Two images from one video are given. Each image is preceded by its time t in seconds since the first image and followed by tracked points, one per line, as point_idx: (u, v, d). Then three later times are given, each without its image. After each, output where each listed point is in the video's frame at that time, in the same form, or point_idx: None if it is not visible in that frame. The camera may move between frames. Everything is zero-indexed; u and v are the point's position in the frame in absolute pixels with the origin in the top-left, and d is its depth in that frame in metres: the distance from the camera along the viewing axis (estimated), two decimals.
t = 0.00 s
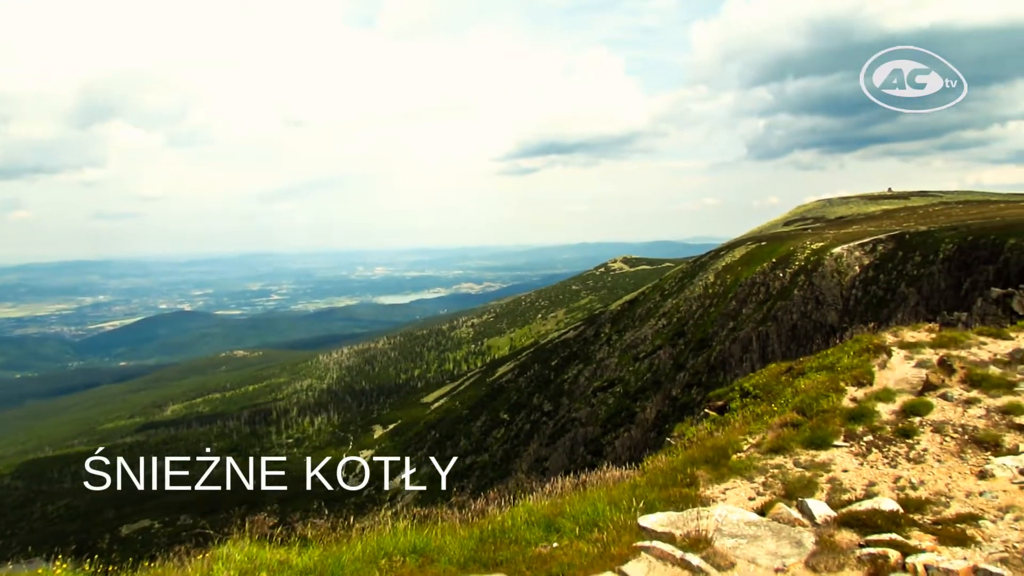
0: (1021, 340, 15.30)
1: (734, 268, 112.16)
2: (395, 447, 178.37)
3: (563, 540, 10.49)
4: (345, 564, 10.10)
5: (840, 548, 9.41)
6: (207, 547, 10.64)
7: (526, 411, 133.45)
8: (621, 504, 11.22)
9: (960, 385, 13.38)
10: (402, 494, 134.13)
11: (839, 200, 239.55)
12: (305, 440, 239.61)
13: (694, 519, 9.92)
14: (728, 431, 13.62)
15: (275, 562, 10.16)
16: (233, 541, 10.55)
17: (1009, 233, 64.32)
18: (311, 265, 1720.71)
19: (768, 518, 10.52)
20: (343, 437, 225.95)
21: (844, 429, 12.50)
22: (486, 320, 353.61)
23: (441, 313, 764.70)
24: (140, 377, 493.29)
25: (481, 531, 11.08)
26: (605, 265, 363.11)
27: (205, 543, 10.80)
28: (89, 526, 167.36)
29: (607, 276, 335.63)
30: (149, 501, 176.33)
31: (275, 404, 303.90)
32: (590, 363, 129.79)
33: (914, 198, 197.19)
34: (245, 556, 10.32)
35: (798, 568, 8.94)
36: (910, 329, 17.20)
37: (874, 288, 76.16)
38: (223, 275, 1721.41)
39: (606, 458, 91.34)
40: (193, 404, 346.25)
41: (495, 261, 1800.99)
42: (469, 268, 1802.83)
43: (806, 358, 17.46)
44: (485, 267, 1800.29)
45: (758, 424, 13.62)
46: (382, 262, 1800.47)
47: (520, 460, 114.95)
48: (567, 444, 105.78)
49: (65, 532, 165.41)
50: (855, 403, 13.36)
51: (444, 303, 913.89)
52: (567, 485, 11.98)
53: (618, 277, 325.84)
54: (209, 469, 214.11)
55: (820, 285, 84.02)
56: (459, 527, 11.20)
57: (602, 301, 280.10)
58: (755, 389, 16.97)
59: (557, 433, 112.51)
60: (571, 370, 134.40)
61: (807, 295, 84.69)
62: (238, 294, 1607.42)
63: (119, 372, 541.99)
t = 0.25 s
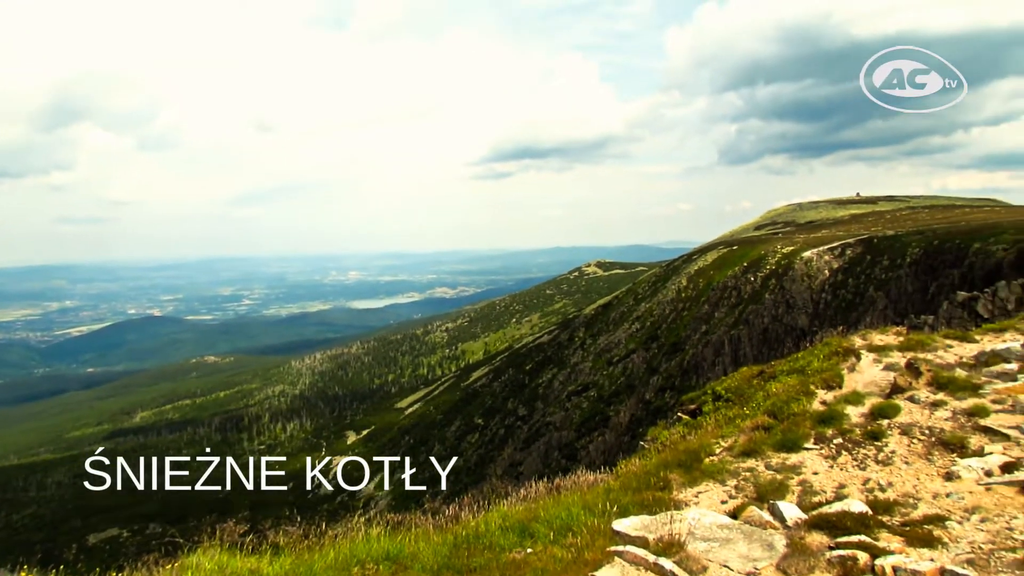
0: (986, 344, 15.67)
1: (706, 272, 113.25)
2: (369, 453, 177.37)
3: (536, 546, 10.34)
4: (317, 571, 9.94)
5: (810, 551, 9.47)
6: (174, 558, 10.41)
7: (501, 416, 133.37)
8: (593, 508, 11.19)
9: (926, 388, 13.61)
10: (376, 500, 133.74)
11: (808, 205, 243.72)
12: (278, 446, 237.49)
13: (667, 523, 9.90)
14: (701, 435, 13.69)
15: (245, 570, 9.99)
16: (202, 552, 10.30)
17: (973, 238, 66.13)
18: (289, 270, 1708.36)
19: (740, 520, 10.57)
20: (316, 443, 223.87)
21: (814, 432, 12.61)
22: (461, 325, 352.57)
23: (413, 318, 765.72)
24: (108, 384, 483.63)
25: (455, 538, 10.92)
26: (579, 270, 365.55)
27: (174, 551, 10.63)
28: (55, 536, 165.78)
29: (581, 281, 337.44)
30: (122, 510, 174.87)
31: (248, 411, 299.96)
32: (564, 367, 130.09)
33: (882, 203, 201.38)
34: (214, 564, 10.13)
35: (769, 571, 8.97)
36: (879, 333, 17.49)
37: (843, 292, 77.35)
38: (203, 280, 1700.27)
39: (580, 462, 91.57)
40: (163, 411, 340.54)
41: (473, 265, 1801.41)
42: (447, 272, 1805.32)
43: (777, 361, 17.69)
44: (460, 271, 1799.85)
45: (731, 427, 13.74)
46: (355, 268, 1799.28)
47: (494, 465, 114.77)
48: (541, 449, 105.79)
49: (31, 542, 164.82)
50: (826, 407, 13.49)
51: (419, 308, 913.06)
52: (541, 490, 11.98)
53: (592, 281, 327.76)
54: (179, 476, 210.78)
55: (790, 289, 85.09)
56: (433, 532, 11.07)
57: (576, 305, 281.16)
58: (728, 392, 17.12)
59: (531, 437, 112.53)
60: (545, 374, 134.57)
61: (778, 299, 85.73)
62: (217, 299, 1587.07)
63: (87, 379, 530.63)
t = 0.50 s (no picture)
0: (963, 352, 15.95)
1: (688, 280, 113.93)
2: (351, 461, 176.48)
3: (518, 553, 10.10)
4: None
5: (791, 557, 9.48)
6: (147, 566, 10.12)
7: (483, 424, 133.08)
8: (574, 514, 11.03)
9: (904, 396, 13.75)
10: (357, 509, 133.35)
11: (788, 214, 246.64)
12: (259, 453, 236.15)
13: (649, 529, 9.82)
14: (682, 442, 13.77)
15: None
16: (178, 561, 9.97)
17: (949, 247, 69.07)
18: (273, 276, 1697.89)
19: (721, 527, 10.54)
20: (297, 451, 222.22)
21: (794, 440, 12.73)
22: (444, 333, 351.73)
23: (396, 325, 763.83)
24: (85, 394, 476.66)
25: (437, 546, 10.66)
26: (562, 277, 367.27)
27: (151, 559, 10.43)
28: (31, 547, 164.64)
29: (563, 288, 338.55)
30: (102, 520, 174.20)
31: (229, 419, 297.09)
32: (547, 375, 130.13)
33: (860, 213, 204.22)
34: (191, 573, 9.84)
35: None
36: (858, 342, 17.73)
37: (823, 301, 78.60)
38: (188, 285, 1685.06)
39: (562, 469, 91.48)
40: (142, 420, 336.51)
41: (456, 272, 1799.89)
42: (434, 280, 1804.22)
43: (758, 369, 17.88)
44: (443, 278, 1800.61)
45: (711, 434, 13.86)
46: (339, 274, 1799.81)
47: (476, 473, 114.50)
48: (524, 456, 105.50)
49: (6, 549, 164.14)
50: (805, 414, 13.64)
51: (401, 316, 911.42)
52: (524, 498, 11.89)
53: (574, 289, 329.05)
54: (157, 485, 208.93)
55: (771, 297, 85.89)
56: (415, 540, 10.80)
57: (559, 313, 281.88)
58: (709, 400, 17.25)
59: (514, 445, 112.34)
60: (528, 382, 134.50)
61: (759, 307, 86.34)
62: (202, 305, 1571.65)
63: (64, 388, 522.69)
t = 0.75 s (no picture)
0: (941, 356, 16.18)
1: (672, 284, 114.53)
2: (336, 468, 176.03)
3: (504, 560, 9.85)
4: None
5: (775, 561, 9.46)
6: None
7: (468, 429, 133.03)
8: (559, 520, 10.88)
9: (884, 400, 13.93)
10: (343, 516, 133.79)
11: (772, 219, 248.72)
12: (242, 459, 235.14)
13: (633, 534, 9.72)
14: (667, 447, 13.84)
15: None
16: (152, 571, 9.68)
17: (929, 253, 70.31)
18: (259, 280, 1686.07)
19: (705, 532, 10.51)
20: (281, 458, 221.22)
21: (777, 443, 12.83)
22: (428, 338, 350.91)
23: (380, 330, 761.58)
24: (63, 402, 469.83)
25: (423, 551, 10.39)
26: (546, 282, 368.84)
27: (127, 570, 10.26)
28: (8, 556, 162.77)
29: (547, 293, 339.35)
30: (81, 529, 172.98)
31: (211, 426, 294.47)
32: (532, 379, 130.19)
33: (842, 219, 206.24)
34: None
35: None
36: (839, 346, 17.91)
37: (805, 305, 79.43)
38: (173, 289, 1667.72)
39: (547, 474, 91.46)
40: (123, 427, 332.94)
41: (442, 276, 1800.65)
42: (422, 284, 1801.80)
43: (740, 374, 18.08)
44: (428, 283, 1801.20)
45: (696, 439, 13.94)
46: (322, 279, 1799.67)
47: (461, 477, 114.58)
48: (509, 461, 105.49)
49: None
50: (788, 418, 13.74)
51: (385, 321, 909.43)
52: (510, 504, 11.80)
53: (558, 293, 330.05)
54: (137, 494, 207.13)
55: (754, 302, 86.43)
56: (398, 547, 10.51)
57: (543, 318, 282.54)
58: (693, 405, 17.41)
59: (499, 450, 112.33)
60: (513, 387, 134.52)
61: (742, 312, 86.93)
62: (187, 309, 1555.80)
63: (42, 395, 514.80)
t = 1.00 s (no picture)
0: (921, 358, 16.38)
1: (655, 287, 115.13)
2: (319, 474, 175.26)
3: (489, 563, 9.69)
4: None
5: (757, 562, 9.49)
6: None
7: (453, 434, 132.67)
8: (545, 524, 10.82)
9: (866, 401, 14.04)
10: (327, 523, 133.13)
11: (754, 222, 250.96)
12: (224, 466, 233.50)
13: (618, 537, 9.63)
14: (652, 450, 13.95)
15: None
16: None
17: (909, 256, 70.78)
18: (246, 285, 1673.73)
19: (691, 533, 10.49)
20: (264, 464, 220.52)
21: (760, 445, 12.94)
22: (412, 342, 350.05)
23: (365, 334, 758.93)
24: (40, 411, 461.72)
25: (406, 557, 10.20)
26: (530, 286, 369.45)
27: None
28: None
29: (531, 296, 340.04)
30: (61, 539, 171.03)
31: (193, 433, 291.31)
32: (517, 383, 130.16)
33: (822, 221, 208.53)
34: None
35: None
36: (822, 347, 18.09)
37: (788, 307, 80.05)
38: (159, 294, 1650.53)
39: (534, 477, 91.36)
40: (104, 435, 328.44)
41: (429, 279, 1799.25)
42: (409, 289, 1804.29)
43: (724, 376, 18.17)
44: (414, 287, 1800.91)
45: (680, 441, 14.05)
46: (304, 285, 1800.95)
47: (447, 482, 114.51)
48: (495, 465, 105.16)
49: None
50: (772, 420, 13.87)
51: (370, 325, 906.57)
52: (495, 509, 11.78)
53: (542, 297, 330.94)
54: (119, 504, 205.38)
55: (737, 304, 86.90)
56: (383, 553, 10.39)
57: (527, 321, 282.96)
58: (677, 407, 17.54)
59: (484, 454, 112.14)
60: (498, 391, 134.36)
61: (725, 314, 87.44)
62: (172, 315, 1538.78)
63: (18, 403, 505.41)
